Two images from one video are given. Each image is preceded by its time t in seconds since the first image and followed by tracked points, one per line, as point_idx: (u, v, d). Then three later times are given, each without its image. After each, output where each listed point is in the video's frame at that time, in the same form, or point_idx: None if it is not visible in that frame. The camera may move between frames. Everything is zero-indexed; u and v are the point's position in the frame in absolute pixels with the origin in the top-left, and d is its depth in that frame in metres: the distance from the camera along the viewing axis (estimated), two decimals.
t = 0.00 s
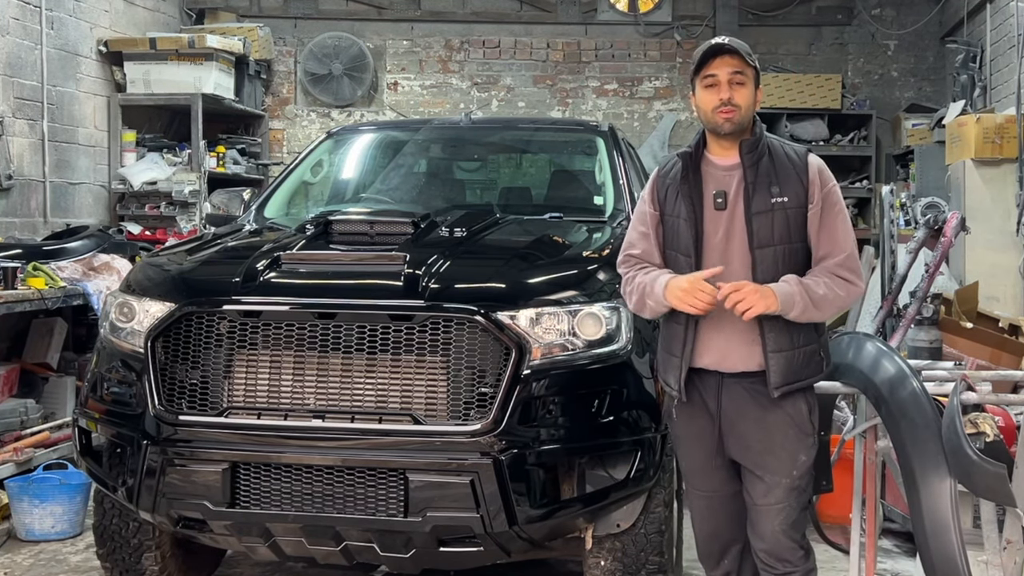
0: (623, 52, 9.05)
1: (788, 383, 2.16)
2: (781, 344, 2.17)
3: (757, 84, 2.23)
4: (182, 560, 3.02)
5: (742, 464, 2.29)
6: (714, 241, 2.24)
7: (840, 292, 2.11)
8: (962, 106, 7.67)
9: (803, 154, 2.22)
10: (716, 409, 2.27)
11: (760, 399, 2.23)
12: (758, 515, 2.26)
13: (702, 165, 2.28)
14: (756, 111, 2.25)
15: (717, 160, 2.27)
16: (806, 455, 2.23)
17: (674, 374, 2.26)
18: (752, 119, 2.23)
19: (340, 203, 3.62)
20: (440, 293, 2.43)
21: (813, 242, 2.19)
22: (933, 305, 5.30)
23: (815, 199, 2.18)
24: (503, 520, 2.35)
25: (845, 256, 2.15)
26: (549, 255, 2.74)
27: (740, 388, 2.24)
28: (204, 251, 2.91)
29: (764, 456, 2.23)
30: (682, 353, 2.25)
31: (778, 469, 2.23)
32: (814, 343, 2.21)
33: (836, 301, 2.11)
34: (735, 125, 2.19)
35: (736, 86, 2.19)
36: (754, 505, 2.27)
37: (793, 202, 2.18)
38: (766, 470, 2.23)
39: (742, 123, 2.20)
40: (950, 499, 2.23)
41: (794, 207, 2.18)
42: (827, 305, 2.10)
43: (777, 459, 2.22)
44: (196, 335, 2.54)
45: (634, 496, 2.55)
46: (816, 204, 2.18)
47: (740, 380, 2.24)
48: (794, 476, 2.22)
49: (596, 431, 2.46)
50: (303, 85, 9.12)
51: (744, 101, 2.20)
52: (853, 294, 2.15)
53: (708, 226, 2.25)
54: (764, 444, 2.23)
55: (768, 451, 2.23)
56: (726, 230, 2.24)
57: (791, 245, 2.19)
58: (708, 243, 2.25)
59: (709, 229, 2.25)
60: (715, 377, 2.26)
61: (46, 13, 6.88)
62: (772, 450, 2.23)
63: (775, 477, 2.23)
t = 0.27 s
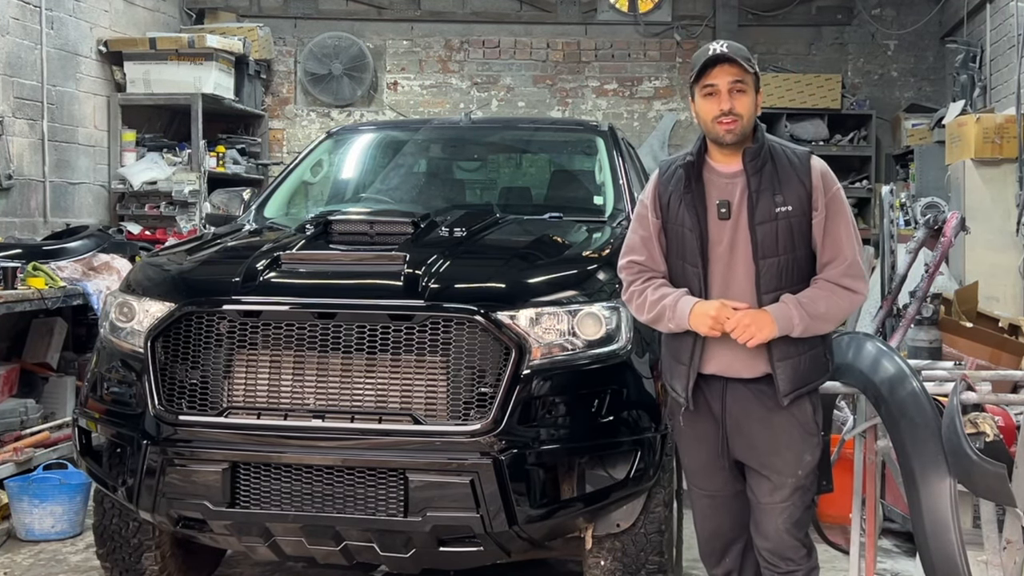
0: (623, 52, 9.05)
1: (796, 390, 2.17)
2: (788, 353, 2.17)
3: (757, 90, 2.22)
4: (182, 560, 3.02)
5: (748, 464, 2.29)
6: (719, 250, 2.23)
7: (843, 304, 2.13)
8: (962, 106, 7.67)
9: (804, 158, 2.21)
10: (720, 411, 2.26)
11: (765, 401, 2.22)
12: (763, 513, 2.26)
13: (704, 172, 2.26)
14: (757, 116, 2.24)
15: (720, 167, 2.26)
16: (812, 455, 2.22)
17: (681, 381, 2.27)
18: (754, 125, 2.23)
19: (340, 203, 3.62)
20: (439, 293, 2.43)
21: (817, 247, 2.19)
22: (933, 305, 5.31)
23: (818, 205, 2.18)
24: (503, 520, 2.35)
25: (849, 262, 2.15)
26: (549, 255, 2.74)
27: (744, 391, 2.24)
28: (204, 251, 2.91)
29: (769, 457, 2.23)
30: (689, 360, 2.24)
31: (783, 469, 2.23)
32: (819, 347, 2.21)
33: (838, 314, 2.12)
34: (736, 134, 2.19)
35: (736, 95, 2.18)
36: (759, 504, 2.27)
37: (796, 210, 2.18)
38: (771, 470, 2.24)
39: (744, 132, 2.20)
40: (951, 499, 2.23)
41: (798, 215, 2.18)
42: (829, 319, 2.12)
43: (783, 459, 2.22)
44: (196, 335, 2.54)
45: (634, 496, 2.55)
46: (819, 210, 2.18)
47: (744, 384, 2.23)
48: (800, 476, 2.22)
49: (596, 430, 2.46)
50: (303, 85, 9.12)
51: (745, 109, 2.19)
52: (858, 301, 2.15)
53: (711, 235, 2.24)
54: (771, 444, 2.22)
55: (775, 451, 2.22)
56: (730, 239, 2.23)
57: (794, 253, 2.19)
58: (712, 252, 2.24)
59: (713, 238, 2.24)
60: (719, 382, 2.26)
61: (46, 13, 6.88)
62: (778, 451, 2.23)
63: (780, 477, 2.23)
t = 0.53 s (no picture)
0: (623, 52, 9.05)
1: (797, 401, 2.16)
2: (789, 364, 2.16)
3: (767, 93, 2.19)
4: (182, 560, 3.03)
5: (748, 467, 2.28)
6: (722, 256, 2.23)
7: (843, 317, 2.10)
8: (962, 106, 7.67)
9: (812, 164, 2.18)
10: (722, 414, 2.27)
11: (768, 407, 2.22)
12: (763, 516, 2.26)
13: (710, 175, 2.25)
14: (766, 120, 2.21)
15: (727, 171, 2.24)
16: (813, 459, 2.22)
17: (681, 385, 2.27)
18: (762, 130, 2.20)
19: (340, 203, 3.62)
20: (439, 293, 2.43)
21: (822, 255, 2.17)
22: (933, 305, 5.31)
23: (823, 214, 2.15)
24: (502, 519, 2.35)
25: (853, 273, 2.12)
26: (548, 255, 2.74)
27: (747, 396, 2.23)
28: (204, 251, 2.91)
29: (770, 461, 2.23)
30: (689, 366, 2.24)
31: (784, 472, 2.22)
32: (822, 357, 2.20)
33: (838, 326, 2.11)
34: (743, 140, 2.17)
35: (744, 99, 2.16)
36: (759, 506, 2.27)
37: (799, 219, 2.16)
38: (773, 473, 2.23)
39: (751, 137, 2.17)
40: (950, 499, 2.24)
41: (802, 224, 2.16)
42: (830, 332, 2.10)
43: (783, 463, 2.22)
44: (196, 335, 2.54)
45: (634, 495, 2.55)
46: (824, 218, 2.15)
47: (746, 390, 2.23)
48: (800, 479, 2.21)
49: (596, 430, 2.46)
50: (303, 85, 9.12)
51: (752, 113, 2.16)
52: (861, 313, 2.13)
53: (715, 240, 2.24)
54: (771, 449, 2.22)
55: (775, 455, 2.22)
56: (733, 245, 2.22)
57: (798, 263, 2.18)
58: (716, 258, 2.24)
59: (717, 243, 2.23)
60: (721, 388, 2.26)
61: (46, 13, 6.88)
62: (778, 454, 2.22)
63: (781, 481, 2.22)
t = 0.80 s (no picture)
0: (623, 52, 9.05)
1: (806, 407, 2.15)
2: (798, 367, 2.14)
3: (785, 87, 2.17)
4: (182, 560, 3.03)
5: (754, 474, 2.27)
6: (731, 253, 2.21)
7: (854, 318, 2.07)
8: (962, 105, 7.66)
9: (827, 161, 2.17)
10: (730, 419, 2.26)
11: (775, 413, 2.21)
12: (764, 526, 2.23)
13: (722, 169, 2.24)
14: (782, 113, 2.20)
15: (738, 165, 2.23)
16: (819, 469, 2.20)
17: (688, 387, 2.27)
18: (777, 122, 2.18)
19: (340, 203, 3.61)
20: (439, 293, 2.43)
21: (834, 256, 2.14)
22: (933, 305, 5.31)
23: (836, 212, 2.13)
24: (502, 519, 2.35)
25: (866, 273, 2.09)
26: (548, 255, 2.74)
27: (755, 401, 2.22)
28: (203, 251, 2.90)
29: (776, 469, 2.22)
30: (695, 366, 2.25)
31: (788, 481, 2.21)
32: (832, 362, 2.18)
33: (849, 329, 2.08)
34: (754, 128, 2.15)
35: (759, 86, 2.14)
36: (762, 515, 2.25)
37: (811, 216, 2.14)
38: (777, 481, 2.22)
39: (763, 128, 2.15)
40: (951, 499, 2.23)
41: (813, 222, 2.14)
42: (839, 332, 2.07)
43: (788, 472, 2.20)
44: (196, 335, 2.54)
45: (634, 495, 2.55)
46: (837, 217, 2.13)
47: (754, 394, 2.22)
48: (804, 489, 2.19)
49: (596, 430, 2.46)
50: (303, 85, 9.12)
51: (766, 103, 2.15)
52: (872, 315, 2.09)
53: (724, 237, 2.22)
54: (776, 455, 2.21)
55: (779, 462, 2.21)
56: (742, 242, 2.20)
57: (809, 262, 2.15)
58: (724, 256, 2.23)
59: (726, 240, 2.22)
60: (729, 393, 2.25)
61: (46, 12, 6.88)
62: (784, 462, 2.21)
63: (784, 489, 2.21)
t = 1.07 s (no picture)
0: (623, 52, 9.05)
1: (814, 397, 2.05)
2: (808, 352, 2.06)
3: (807, 62, 2.13)
4: (181, 560, 3.03)
5: (762, 481, 2.19)
6: (745, 232, 2.18)
7: (871, 299, 2.01)
8: (962, 105, 7.66)
9: (849, 142, 2.12)
10: (738, 414, 2.17)
11: (785, 412, 2.12)
12: (775, 538, 2.15)
13: (741, 148, 2.21)
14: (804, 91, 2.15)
15: (756, 144, 2.20)
16: (831, 477, 2.11)
17: (696, 375, 2.19)
18: (798, 99, 2.13)
19: (340, 203, 3.61)
20: (439, 293, 2.43)
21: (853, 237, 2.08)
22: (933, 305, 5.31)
23: (855, 192, 2.07)
24: (502, 519, 2.35)
25: (885, 255, 2.03)
26: (548, 255, 2.74)
27: (764, 396, 2.14)
28: (203, 251, 2.90)
29: (784, 474, 2.14)
30: (704, 352, 2.17)
31: (796, 491, 2.12)
32: (851, 353, 2.08)
33: (864, 311, 2.01)
34: (772, 103, 2.10)
35: (778, 60, 2.09)
36: (771, 526, 2.17)
37: (829, 195, 2.09)
38: (784, 489, 2.14)
39: (781, 102, 2.10)
40: (951, 499, 2.23)
41: (831, 201, 2.09)
42: (854, 312, 2.00)
43: (797, 480, 2.12)
44: (196, 335, 2.54)
45: (633, 496, 2.55)
46: (857, 197, 2.07)
47: (764, 388, 2.14)
48: (812, 501, 2.11)
49: (596, 430, 2.46)
50: (303, 85, 9.12)
51: (786, 77, 2.09)
52: (891, 298, 2.02)
53: (739, 216, 2.19)
54: (786, 462, 2.13)
55: (789, 469, 2.13)
56: (757, 220, 2.17)
57: (826, 242, 2.10)
58: (739, 236, 2.19)
59: (740, 219, 2.19)
60: (740, 385, 2.17)
61: (46, 12, 6.88)
62: (794, 468, 2.13)
63: (791, 499, 2.12)
